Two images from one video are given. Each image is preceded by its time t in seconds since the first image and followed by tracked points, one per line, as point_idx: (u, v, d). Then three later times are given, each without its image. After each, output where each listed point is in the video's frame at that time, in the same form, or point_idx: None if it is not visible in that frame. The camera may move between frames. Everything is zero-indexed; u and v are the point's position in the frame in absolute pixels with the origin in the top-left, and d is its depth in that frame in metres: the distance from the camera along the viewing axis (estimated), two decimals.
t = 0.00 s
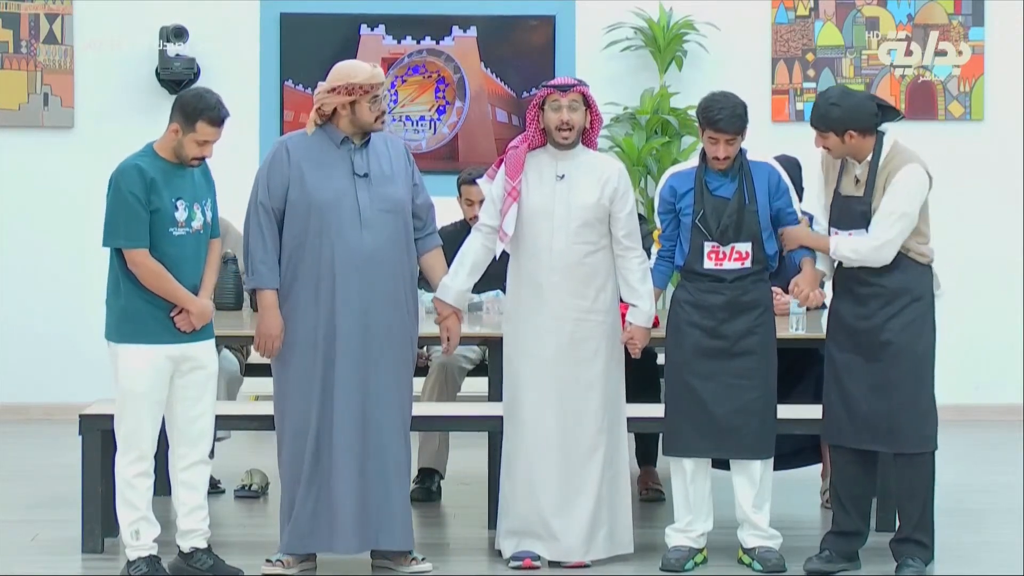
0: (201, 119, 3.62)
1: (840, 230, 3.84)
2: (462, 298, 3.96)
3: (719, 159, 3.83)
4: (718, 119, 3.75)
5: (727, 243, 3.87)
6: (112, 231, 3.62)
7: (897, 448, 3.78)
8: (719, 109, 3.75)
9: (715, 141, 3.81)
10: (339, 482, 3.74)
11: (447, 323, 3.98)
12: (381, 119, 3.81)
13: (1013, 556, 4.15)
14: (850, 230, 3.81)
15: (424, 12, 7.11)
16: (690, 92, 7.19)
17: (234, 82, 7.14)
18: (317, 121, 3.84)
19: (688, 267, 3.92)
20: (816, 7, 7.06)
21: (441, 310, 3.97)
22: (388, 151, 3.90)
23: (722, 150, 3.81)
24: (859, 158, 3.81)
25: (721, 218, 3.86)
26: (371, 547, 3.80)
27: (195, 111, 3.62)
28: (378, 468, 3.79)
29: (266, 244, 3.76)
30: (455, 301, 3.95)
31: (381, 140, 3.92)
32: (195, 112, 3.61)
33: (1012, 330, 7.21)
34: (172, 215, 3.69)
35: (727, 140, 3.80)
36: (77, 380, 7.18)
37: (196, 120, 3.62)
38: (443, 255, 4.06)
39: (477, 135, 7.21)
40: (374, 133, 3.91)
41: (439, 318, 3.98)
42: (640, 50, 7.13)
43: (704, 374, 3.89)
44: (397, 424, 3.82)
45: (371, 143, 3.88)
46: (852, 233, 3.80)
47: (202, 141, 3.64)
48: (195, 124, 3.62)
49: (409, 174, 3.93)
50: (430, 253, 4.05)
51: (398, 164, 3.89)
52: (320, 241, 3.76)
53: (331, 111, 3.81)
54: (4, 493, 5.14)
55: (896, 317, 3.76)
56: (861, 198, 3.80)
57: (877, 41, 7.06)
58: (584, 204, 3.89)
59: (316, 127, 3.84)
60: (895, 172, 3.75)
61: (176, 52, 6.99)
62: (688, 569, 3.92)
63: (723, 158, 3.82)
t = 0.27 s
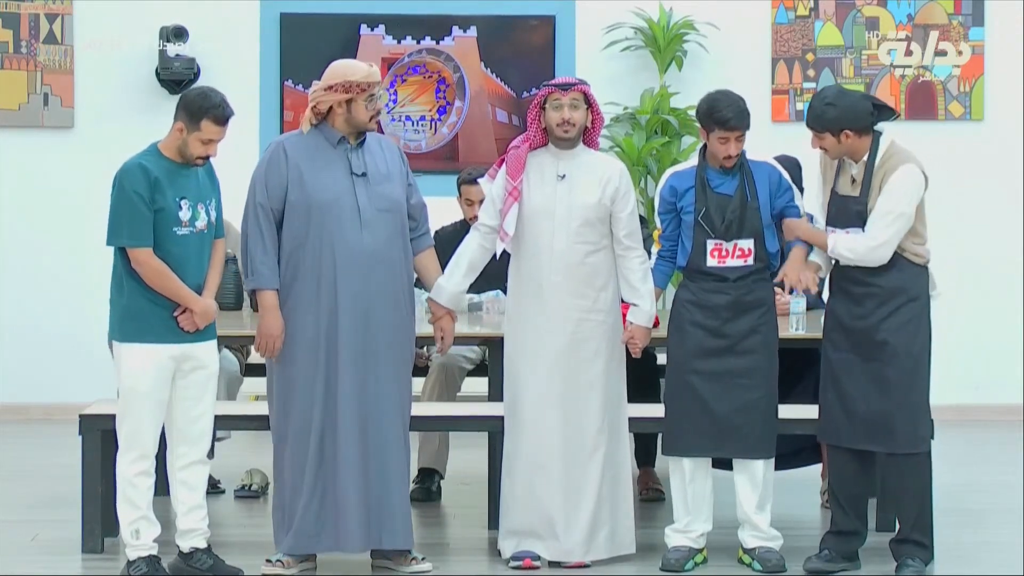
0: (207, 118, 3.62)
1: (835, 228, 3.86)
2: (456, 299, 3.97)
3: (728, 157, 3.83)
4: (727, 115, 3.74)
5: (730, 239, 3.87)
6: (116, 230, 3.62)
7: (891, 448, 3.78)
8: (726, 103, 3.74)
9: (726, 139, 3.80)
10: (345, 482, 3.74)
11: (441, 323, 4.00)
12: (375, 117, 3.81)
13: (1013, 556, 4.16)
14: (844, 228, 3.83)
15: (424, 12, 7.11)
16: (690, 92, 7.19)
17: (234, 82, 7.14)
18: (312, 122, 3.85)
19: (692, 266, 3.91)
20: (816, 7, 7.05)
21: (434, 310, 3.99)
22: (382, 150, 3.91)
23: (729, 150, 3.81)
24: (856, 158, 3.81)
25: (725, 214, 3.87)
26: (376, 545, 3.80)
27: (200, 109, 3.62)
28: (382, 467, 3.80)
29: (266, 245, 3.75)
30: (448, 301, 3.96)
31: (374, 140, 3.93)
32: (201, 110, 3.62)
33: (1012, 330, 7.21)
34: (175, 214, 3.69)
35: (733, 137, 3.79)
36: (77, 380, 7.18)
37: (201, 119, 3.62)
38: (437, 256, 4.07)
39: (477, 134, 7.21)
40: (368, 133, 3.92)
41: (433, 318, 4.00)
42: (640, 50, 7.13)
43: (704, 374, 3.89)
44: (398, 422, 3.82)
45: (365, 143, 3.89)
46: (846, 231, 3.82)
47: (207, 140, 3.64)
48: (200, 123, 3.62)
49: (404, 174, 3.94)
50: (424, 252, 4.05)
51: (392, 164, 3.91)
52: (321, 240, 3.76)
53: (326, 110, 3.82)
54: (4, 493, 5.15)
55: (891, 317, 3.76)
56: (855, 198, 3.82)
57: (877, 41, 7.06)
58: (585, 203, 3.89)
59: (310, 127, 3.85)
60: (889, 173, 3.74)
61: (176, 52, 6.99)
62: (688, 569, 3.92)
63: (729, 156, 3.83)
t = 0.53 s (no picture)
0: (212, 118, 3.62)
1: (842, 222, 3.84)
2: (455, 299, 3.96)
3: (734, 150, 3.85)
4: (726, 109, 3.76)
5: (739, 234, 3.87)
6: (121, 229, 3.62)
7: (887, 448, 3.77)
8: (724, 97, 3.76)
9: (729, 131, 3.82)
10: (345, 482, 3.74)
11: (437, 322, 4.02)
12: (372, 116, 3.80)
13: (1013, 556, 4.16)
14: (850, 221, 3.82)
15: (424, 12, 7.11)
16: (690, 92, 7.19)
17: (233, 82, 7.14)
18: (309, 121, 3.85)
19: (701, 265, 3.91)
20: (816, 7, 7.05)
21: (431, 310, 3.99)
22: (379, 151, 3.91)
23: (728, 143, 3.83)
24: (860, 150, 3.82)
25: (734, 208, 3.87)
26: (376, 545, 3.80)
27: (206, 109, 3.62)
28: (382, 467, 3.80)
29: (265, 246, 3.75)
30: (447, 302, 3.96)
31: (371, 140, 3.93)
32: (206, 110, 3.61)
33: (1011, 330, 7.21)
34: (180, 213, 3.69)
35: (731, 132, 3.82)
36: (77, 380, 7.18)
37: (207, 118, 3.62)
38: (434, 257, 4.08)
39: (477, 134, 7.21)
40: (364, 133, 3.92)
41: (430, 318, 4.01)
42: (640, 50, 7.13)
43: (706, 374, 3.89)
44: (398, 422, 3.82)
45: (362, 143, 3.89)
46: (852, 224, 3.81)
47: (212, 140, 3.64)
48: (206, 123, 3.62)
49: (401, 174, 3.94)
50: (421, 253, 4.06)
51: (390, 164, 3.91)
52: (320, 240, 3.76)
53: (322, 108, 3.81)
54: (4, 493, 5.15)
55: (888, 316, 3.76)
56: (860, 189, 3.81)
57: (877, 41, 7.06)
58: (586, 202, 3.89)
59: (307, 127, 3.85)
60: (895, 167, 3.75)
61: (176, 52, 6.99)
62: (688, 569, 3.92)
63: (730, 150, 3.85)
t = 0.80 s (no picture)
0: (216, 118, 3.62)
1: (846, 219, 3.83)
2: (458, 297, 3.97)
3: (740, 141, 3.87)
4: (729, 97, 3.80)
5: (741, 232, 3.87)
6: (124, 227, 3.62)
7: (882, 449, 3.78)
8: (723, 91, 3.82)
9: (735, 121, 3.84)
10: (342, 482, 3.74)
11: (441, 321, 4.01)
12: (373, 114, 3.80)
13: (1013, 556, 4.16)
14: (859, 217, 3.81)
15: (424, 12, 7.11)
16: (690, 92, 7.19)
17: (233, 82, 7.14)
18: (310, 121, 3.85)
19: (705, 264, 3.90)
20: (816, 7, 7.05)
21: (435, 309, 3.99)
22: (380, 151, 3.91)
23: (733, 134, 3.84)
24: (865, 143, 3.81)
25: (737, 206, 3.88)
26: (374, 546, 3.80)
27: (210, 109, 3.62)
28: (379, 468, 3.80)
29: (265, 246, 3.75)
30: (450, 300, 3.97)
31: (372, 140, 3.93)
32: (210, 110, 3.62)
33: (1011, 330, 7.22)
34: (183, 213, 3.69)
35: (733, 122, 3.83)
36: (77, 380, 7.18)
37: (211, 118, 3.62)
38: (436, 255, 4.06)
39: (477, 134, 7.21)
40: (366, 132, 3.92)
41: (433, 317, 4.00)
42: (640, 50, 7.12)
43: (707, 374, 3.89)
44: (396, 423, 3.82)
45: (363, 143, 3.89)
46: (860, 220, 3.80)
47: (217, 140, 3.64)
48: (210, 122, 3.62)
49: (402, 174, 3.94)
50: (423, 252, 4.04)
51: (391, 164, 3.91)
52: (319, 240, 3.76)
53: (323, 107, 3.80)
54: (4, 493, 5.15)
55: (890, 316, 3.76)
56: (873, 180, 3.80)
57: (877, 41, 7.06)
58: (586, 199, 3.89)
59: (308, 126, 3.85)
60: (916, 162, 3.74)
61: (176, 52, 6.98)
62: (688, 569, 3.92)
63: (733, 141, 3.86)
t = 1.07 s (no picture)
0: (217, 116, 3.63)
1: (848, 217, 3.83)
2: (460, 297, 3.97)
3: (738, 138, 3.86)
4: (728, 96, 3.81)
5: (740, 230, 3.87)
6: (125, 226, 3.62)
7: (891, 447, 3.78)
8: (721, 90, 3.83)
9: (733, 121, 3.84)
10: (341, 483, 3.74)
11: (444, 321, 4.00)
12: (375, 115, 3.81)
13: (1014, 556, 4.16)
14: (862, 215, 3.80)
15: (424, 12, 7.11)
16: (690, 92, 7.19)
17: (233, 82, 7.14)
18: (313, 120, 3.85)
19: (704, 263, 3.90)
20: (816, 7, 7.05)
21: (438, 309, 3.99)
22: (383, 150, 3.91)
23: (730, 133, 3.85)
24: (866, 142, 3.84)
25: (733, 205, 3.87)
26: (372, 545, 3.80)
27: (212, 107, 3.63)
28: (378, 468, 3.80)
29: (265, 246, 3.75)
30: (453, 300, 3.96)
31: (375, 140, 3.93)
32: (211, 109, 3.63)
33: (1011, 330, 7.22)
34: (185, 212, 3.69)
35: (731, 122, 3.84)
36: (77, 380, 7.18)
37: (213, 117, 3.63)
38: (440, 255, 4.05)
39: (477, 134, 7.21)
40: (369, 132, 3.91)
41: (437, 317, 4.00)
42: (640, 50, 7.12)
43: (710, 373, 3.89)
44: (395, 423, 3.82)
45: (366, 143, 3.89)
46: (864, 218, 3.80)
47: (218, 139, 3.65)
48: (211, 121, 3.63)
49: (405, 174, 3.94)
50: (426, 252, 4.03)
51: (393, 164, 3.90)
52: (319, 241, 3.76)
53: (325, 107, 3.81)
54: (4, 493, 5.15)
55: (898, 314, 3.76)
56: (878, 178, 3.80)
57: (877, 41, 7.06)
58: (586, 198, 3.89)
59: (311, 126, 3.85)
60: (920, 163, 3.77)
61: (176, 52, 6.99)
62: (688, 569, 3.92)
63: (730, 140, 3.86)
